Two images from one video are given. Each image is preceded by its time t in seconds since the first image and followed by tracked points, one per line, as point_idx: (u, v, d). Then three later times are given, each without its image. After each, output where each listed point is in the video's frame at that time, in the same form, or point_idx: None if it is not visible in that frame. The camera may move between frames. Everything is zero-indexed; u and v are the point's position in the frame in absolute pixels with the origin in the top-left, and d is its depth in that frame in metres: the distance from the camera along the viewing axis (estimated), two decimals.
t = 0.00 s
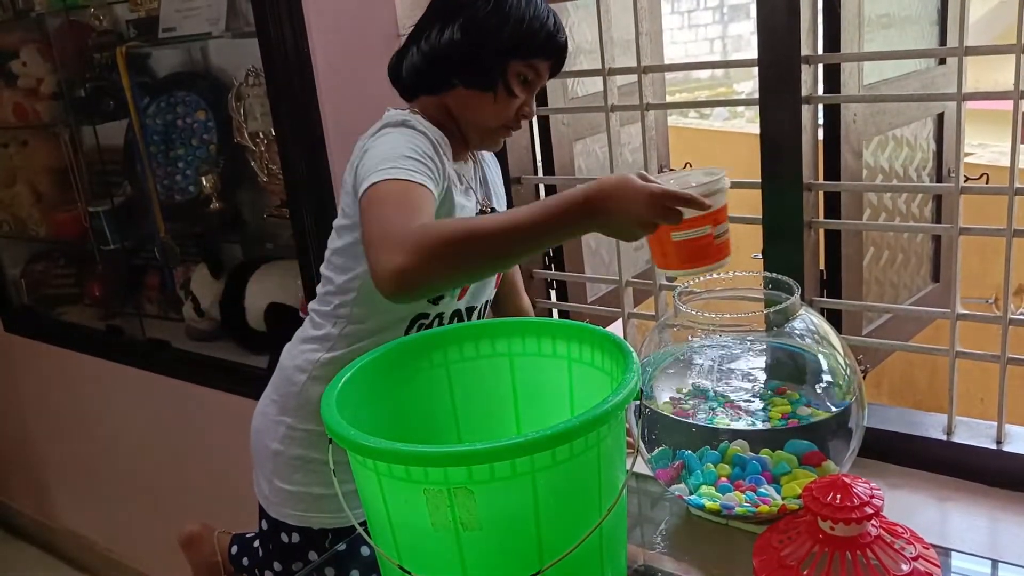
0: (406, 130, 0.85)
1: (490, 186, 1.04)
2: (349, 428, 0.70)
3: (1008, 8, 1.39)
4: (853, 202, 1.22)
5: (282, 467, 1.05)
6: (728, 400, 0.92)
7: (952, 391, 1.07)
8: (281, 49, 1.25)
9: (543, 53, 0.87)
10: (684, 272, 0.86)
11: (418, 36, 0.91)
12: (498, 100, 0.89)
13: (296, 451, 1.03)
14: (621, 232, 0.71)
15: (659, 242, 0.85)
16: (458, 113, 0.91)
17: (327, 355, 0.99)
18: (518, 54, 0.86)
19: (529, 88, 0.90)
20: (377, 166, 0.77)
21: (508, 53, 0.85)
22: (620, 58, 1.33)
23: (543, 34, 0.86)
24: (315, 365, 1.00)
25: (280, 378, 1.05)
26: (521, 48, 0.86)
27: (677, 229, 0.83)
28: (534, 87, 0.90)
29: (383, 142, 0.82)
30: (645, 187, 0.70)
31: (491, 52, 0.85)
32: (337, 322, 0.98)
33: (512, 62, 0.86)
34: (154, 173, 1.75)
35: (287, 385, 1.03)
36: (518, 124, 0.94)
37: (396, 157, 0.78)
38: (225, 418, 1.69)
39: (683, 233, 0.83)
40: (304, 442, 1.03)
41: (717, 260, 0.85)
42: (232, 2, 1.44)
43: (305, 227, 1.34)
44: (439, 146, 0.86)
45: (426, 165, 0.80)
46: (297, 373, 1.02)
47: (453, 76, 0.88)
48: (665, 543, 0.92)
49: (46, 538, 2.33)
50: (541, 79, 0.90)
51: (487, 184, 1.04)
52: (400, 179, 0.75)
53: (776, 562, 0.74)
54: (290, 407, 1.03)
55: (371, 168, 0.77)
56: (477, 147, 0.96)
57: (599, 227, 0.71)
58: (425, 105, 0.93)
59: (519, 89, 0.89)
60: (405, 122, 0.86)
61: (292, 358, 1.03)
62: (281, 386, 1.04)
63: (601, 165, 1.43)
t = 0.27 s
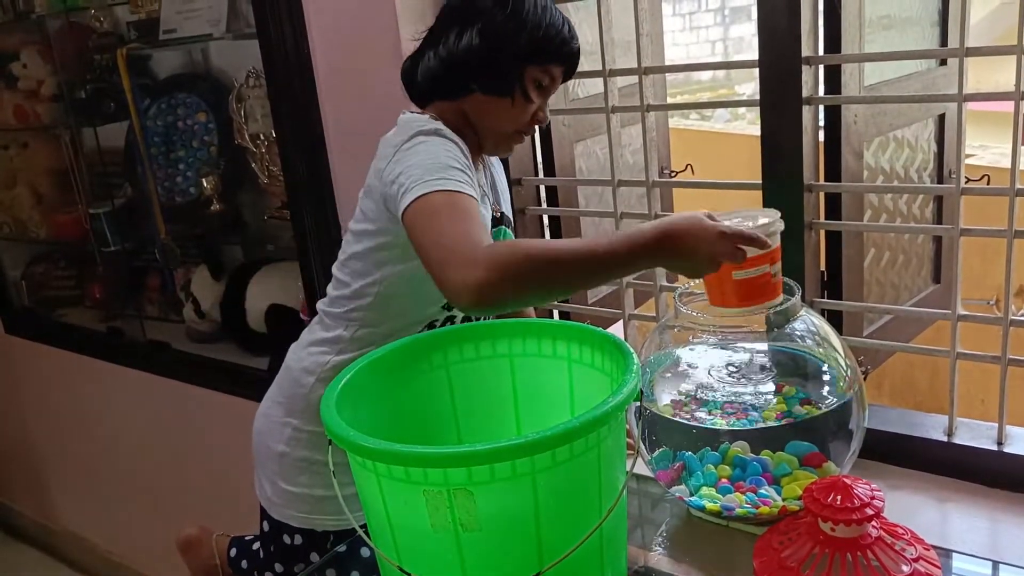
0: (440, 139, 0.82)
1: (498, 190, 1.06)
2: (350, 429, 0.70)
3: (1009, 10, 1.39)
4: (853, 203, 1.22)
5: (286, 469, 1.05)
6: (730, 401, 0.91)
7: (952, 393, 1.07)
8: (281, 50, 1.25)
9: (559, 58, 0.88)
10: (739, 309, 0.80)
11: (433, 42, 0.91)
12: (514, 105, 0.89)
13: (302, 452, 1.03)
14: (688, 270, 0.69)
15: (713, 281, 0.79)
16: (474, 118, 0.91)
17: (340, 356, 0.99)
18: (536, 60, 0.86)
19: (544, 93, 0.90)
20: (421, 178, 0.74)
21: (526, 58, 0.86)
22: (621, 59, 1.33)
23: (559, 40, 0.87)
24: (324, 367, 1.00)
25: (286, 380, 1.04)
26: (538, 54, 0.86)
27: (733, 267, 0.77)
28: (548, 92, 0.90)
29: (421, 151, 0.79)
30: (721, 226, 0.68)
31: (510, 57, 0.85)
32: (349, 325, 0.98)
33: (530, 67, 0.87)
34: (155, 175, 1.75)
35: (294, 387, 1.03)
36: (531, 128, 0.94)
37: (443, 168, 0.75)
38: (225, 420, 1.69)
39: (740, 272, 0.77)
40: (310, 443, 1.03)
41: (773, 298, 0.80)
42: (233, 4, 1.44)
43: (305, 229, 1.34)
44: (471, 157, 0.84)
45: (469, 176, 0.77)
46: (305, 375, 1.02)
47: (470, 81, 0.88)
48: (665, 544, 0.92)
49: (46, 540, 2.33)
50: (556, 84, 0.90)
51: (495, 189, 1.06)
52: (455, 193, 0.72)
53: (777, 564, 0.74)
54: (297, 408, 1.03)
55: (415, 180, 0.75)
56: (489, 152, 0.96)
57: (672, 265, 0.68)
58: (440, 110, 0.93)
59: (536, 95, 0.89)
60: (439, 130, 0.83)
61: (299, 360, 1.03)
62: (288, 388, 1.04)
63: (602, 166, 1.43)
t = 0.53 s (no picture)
0: (449, 141, 0.83)
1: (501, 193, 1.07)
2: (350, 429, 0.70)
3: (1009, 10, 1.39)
4: (853, 202, 1.22)
5: (286, 469, 1.05)
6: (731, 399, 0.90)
7: (952, 392, 1.07)
8: (281, 50, 1.25)
9: (569, 65, 0.88)
10: (748, 338, 0.83)
11: (444, 42, 0.91)
12: (522, 110, 0.89)
13: (302, 452, 1.03)
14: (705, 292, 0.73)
15: (720, 316, 0.83)
16: (481, 121, 0.91)
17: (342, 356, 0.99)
18: (545, 66, 0.86)
19: (552, 98, 0.90)
20: (433, 179, 0.76)
21: (536, 64, 0.86)
22: (621, 59, 1.33)
23: (569, 47, 0.87)
24: (326, 367, 1.00)
25: (287, 379, 1.04)
26: (548, 60, 0.86)
27: (737, 299, 0.81)
28: (556, 97, 0.90)
29: (430, 153, 0.80)
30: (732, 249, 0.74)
31: (520, 63, 0.85)
32: (351, 325, 0.98)
33: (539, 72, 0.86)
34: (155, 175, 1.75)
35: (295, 386, 1.03)
36: (537, 133, 0.95)
37: (453, 170, 0.77)
38: (225, 420, 1.69)
39: (743, 303, 0.81)
40: (310, 442, 1.03)
41: (779, 325, 0.83)
42: (232, 4, 1.44)
43: (305, 228, 1.34)
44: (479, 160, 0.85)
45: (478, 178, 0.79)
46: (307, 375, 1.02)
47: (479, 84, 0.88)
48: (665, 544, 0.92)
49: (46, 540, 2.33)
50: (564, 90, 0.90)
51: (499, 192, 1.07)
52: (467, 195, 0.73)
53: (777, 563, 0.74)
54: (298, 407, 1.03)
55: (427, 181, 0.76)
56: (492, 156, 0.96)
57: (681, 288, 0.72)
58: (447, 111, 0.93)
59: (544, 100, 0.89)
60: (448, 132, 0.84)
61: (301, 359, 1.03)
62: (289, 387, 1.04)
63: (602, 165, 1.43)
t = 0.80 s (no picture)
0: (450, 143, 0.83)
1: (499, 194, 1.07)
2: (348, 430, 0.70)
3: (1009, 11, 1.39)
4: (853, 203, 1.22)
5: (283, 469, 1.04)
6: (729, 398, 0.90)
7: (951, 393, 1.07)
8: (280, 50, 1.25)
9: (568, 70, 0.88)
10: (750, 356, 0.81)
11: (445, 43, 0.91)
12: (521, 113, 0.89)
13: (299, 453, 1.03)
14: (716, 307, 0.75)
15: (720, 336, 0.82)
16: (481, 123, 0.91)
17: (339, 357, 0.99)
18: (546, 70, 0.87)
19: (551, 102, 0.91)
20: (436, 180, 0.76)
21: (537, 69, 0.86)
22: (620, 59, 1.32)
23: (569, 52, 0.87)
24: (323, 368, 1.00)
25: (284, 380, 1.04)
26: (548, 65, 0.86)
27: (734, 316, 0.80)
28: (555, 101, 0.91)
29: (431, 154, 0.80)
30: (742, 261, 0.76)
31: (521, 67, 0.85)
32: (349, 327, 0.98)
33: (540, 76, 0.87)
34: (154, 175, 1.75)
35: (292, 388, 1.03)
36: (535, 136, 0.95)
37: (455, 170, 0.77)
38: (224, 420, 1.69)
39: (739, 319, 0.79)
40: (306, 443, 1.03)
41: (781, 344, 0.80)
42: (231, 4, 1.44)
43: (304, 229, 1.34)
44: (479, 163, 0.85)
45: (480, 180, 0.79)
46: (304, 376, 1.02)
47: (480, 86, 0.88)
48: (664, 545, 0.92)
49: (46, 540, 2.33)
50: (563, 94, 0.90)
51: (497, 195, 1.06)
52: (471, 197, 0.74)
53: (775, 564, 0.74)
54: (294, 408, 1.03)
55: (430, 182, 0.76)
56: (491, 159, 0.95)
57: (685, 300, 0.74)
58: (446, 111, 0.93)
59: (543, 104, 0.89)
60: (449, 135, 0.84)
61: (298, 360, 1.03)
62: (286, 388, 1.03)
63: (601, 166, 1.43)
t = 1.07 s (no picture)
0: (448, 141, 0.83)
1: (497, 194, 1.06)
2: (347, 429, 0.70)
3: (1008, 9, 1.39)
4: (852, 201, 1.22)
5: (281, 469, 1.04)
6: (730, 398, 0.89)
7: (951, 392, 1.07)
8: (278, 48, 1.25)
9: (568, 71, 0.89)
10: (752, 357, 0.80)
11: (444, 43, 0.90)
12: (521, 114, 0.90)
13: (297, 453, 1.03)
14: (717, 300, 0.76)
15: (721, 342, 0.82)
16: (480, 123, 0.91)
17: (336, 357, 0.99)
18: (545, 71, 0.87)
19: (549, 103, 0.91)
20: (436, 177, 0.77)
21: (537, 70, 0.86)
22: (619, 58, 1.32)
23: (569, 54, 0.88)
24: (321, 368, 1.00)
25: (282, 380, 1.04)
26: (548, 67, 0.87)
27: (731, 316, 0.80)
28: (554, 103, 0.91)
29: (430, 152, 0.81)
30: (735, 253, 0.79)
31: (521, 68, 0.86)
32: (346, 326, 0.98)
33: (539, 77, 0.87)
34: (152, 174, 1.75)
35: (290, 387, 1.03)
36: (533, 137, 0.95)
37: (454, 167, 0.78)
38: (222, 419, 1.69)
39: (735, 318, 0.80)
40: (304, 443, 1.03)
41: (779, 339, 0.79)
42: (230, 3, 1.44)
43: (302, 228, 1.34)
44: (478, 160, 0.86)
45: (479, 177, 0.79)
46: (301, 376, 1.01)
47: (480, 87, 0.88)
48: (663, 544, 0.92)
49: (45, 540, 2.33)
50: (561, 96, 0.91)
51: (495, 195, 1.06)
52: (472, 193, 0.75)
53: (774, 562, 0.74)
54: (292, 409, 1.02)
55: (429, 179, 0.77)
56: (490, 159, 0.95)
57: (684, 295, 0.76)
58: (445, 111, 0.93)
59: (542, 105, 0.90)
60: (447, 133, 0.84)
61: (295, 360, 1.02)
62: (283, 388, 1.03)
63: (600, 164, 1.43)
